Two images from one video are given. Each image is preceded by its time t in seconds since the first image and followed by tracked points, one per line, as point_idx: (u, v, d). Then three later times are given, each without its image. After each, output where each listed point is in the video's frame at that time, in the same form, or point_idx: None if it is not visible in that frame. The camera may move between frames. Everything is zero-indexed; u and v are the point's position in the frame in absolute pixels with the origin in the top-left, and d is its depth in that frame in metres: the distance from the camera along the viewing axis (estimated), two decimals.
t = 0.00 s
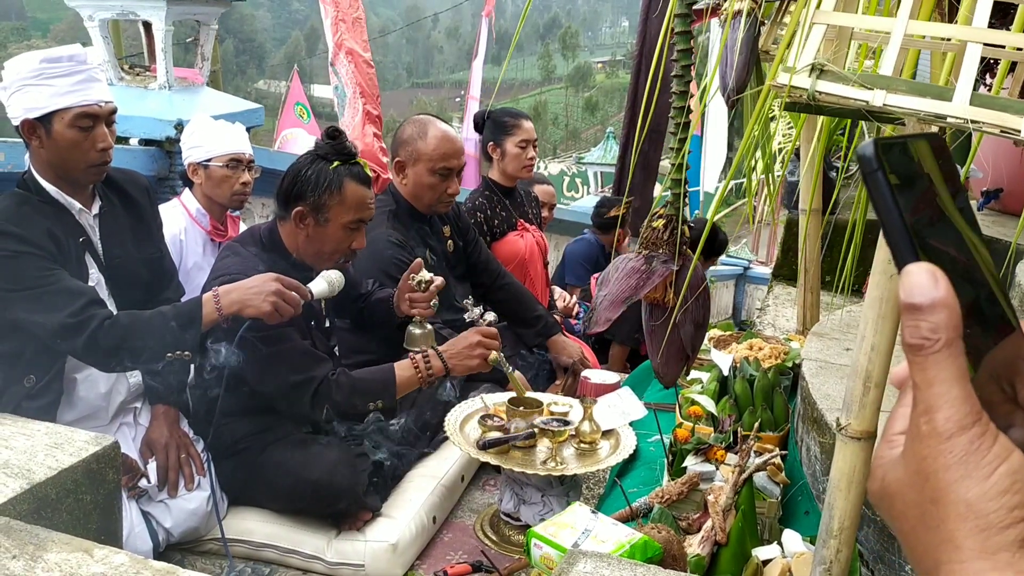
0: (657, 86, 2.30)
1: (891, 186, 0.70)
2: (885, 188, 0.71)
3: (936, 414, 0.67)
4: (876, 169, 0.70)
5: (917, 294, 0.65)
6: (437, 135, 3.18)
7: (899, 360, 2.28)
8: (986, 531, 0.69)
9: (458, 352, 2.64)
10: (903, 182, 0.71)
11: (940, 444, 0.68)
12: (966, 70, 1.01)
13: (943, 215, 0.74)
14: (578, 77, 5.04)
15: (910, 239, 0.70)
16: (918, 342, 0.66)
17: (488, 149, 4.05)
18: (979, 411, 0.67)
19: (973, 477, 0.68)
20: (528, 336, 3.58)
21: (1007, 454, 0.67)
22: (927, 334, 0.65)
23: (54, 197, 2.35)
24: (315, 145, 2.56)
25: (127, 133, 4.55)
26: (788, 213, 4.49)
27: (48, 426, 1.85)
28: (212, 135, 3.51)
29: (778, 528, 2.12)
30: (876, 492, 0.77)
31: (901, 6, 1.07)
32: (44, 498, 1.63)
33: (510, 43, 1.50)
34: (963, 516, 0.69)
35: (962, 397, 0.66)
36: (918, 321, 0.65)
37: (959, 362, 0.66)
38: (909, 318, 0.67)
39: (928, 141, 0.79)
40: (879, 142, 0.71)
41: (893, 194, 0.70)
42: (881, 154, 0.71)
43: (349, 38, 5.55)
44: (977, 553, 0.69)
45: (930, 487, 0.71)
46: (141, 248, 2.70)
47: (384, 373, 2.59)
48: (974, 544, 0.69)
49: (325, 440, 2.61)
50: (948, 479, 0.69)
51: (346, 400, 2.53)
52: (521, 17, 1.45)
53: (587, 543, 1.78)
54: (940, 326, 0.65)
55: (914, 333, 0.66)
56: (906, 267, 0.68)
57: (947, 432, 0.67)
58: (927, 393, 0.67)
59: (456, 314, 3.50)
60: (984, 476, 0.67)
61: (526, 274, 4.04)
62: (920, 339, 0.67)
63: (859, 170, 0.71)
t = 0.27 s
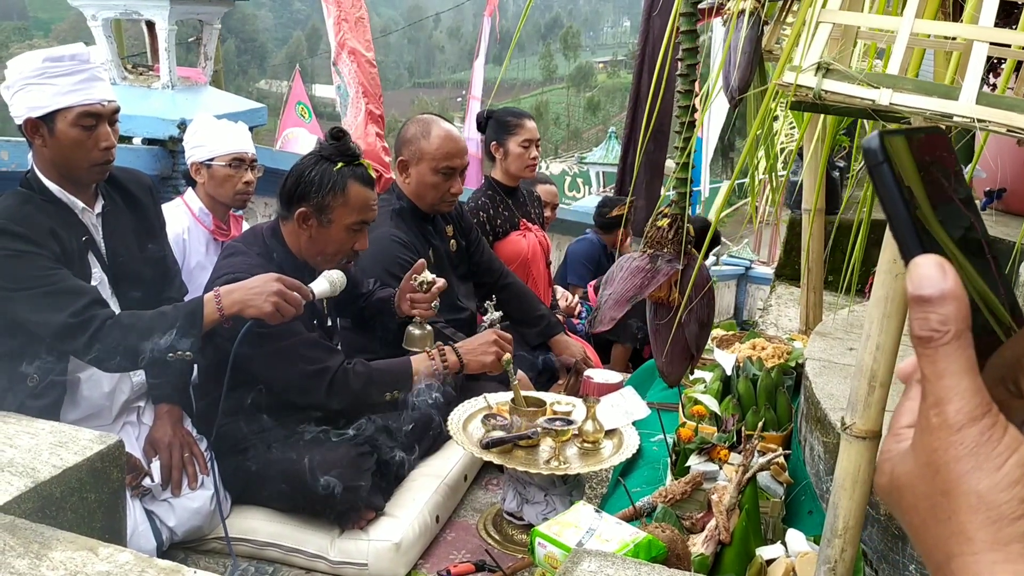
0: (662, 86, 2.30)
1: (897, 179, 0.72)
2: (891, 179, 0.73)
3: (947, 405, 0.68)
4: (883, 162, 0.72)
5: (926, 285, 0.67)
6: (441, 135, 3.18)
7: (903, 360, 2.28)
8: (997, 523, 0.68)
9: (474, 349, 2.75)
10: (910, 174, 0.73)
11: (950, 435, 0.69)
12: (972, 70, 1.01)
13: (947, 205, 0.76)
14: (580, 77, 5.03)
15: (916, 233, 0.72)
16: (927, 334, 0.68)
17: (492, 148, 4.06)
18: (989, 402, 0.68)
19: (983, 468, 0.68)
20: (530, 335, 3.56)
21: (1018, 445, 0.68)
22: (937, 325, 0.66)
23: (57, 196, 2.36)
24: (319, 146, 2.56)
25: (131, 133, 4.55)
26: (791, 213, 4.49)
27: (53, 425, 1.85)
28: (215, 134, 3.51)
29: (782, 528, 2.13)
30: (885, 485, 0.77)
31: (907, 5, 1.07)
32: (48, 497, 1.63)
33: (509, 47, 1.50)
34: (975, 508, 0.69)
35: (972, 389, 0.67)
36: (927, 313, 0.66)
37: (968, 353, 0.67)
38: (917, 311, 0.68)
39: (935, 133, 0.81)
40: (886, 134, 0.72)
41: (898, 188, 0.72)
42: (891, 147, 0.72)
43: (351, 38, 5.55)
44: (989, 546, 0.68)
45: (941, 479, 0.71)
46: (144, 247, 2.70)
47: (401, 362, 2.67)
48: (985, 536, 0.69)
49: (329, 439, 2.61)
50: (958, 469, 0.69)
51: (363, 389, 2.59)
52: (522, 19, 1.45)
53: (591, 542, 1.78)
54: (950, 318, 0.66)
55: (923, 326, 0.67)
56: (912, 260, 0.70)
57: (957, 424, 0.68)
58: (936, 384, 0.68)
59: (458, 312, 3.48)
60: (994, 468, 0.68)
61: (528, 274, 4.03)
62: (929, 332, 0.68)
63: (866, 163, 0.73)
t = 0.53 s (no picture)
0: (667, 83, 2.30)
1: (910, 174, 0.74)
2: (905, 176, 0.74)
3: (963, 406, 0.69)
4: (895, 159, 0.74)
5: (942, 284, 0.68)
6: (444, 133, 3.18)
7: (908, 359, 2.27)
8: (1014, 525, 0.68)
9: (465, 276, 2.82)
10: (924, 169, 0.74)
11: (966, 436, 0.69)
12: (980, 66, 1.01)
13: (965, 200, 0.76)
14: (581, 77, 5.03)
15: (930, 230, 0.73)
16: (942, 334, 0.68)
17: (494, 147, 4.06)
18: (1004, 404, 0.69)
19: (999, 470, 0.69)
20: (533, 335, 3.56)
21: None
22: (952, 325, 0.67)
23: (61, 193, 2.35)
24: (320, 144, 2.56)
25: (133, 131, 4.55)
26: (793, 212, 4.49)
27: (56, 422, 1.85)
28: (217, 132, 3.51)
29: (786, 527, 2.11)
30: (900, 485, 0.77)
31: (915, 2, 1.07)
32: (53, 494, 1.63)
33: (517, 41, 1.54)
34: (992, 510, 0.69)
35: (988, 389, 0.68)
36: (942, 313, 0.67)
37: (984, 353, 0.68)
38: (932, 311, 0.69)
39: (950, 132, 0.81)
40: (897, 133, 0.74)
41: (913, 184, 0.73)
42: (901, 147, 0.74)
43: (354, 36, 5.55)
44: (1006, 548, 0.68)
45: (958, 481, 0.71)
46: (147, 245, 2.70)
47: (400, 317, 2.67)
48: (1003, 538, 0.69)
49: (332, 437, 2.61)
50: (975, 471, 0.69)
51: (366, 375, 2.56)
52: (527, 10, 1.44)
53: (596, 540, 1.78)
54: (965, 318, 0.67)
55: (938, 326, 0.68)
56: (927, 259, 0.70)
57: (973, 424, 0.69)
58: (952, 385, 0.69)
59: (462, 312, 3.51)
60: (1010, 470, 0.68)
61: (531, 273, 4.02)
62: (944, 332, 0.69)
63: (879, 161, 0.75)
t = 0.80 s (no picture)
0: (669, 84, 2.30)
1: (916, 177, 0.71)
2: (911, 179, 0.72)
3: (972, 410, 0.69)
4: (902, 164, 0.72)
5: (950, 288, 0.68)
6: (446, 132, 3.18)
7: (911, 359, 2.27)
8: None
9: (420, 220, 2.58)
10: (931, 169, 0.72)
11: (975, 441, 0.70)
12: (986, 65, 1.01)
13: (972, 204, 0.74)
14: (582, 77, 5.03)
15: (936, 234, 0.70)
16: (951, 338, 0.68)
17: (496, 146, 4.05)
18: (1014, 407, 0.68)
19: (1010, 474, 0.69)
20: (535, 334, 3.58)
21: None
22: (960, 329, 0.67)
23: (62, 191, 2.35)
24: (322, 143, 2.55)
25: (135, 129, 4.55)
26: (795, 212, 4.48)
27: (58, 420, 1.85)
28: (219, 131, 3.51)
29: (788, 527, 2.10)
30: (909, 489, 0.78)
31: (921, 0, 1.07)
32: (54, 492, 1.62)
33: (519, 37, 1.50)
34: (1003, 515, 0.70)
35: (997, 393, 0.68)
36: (950, 317, 0.67)
37: (992, 356, 0.68)
38: (940, 315, 0.68)
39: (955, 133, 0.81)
40: (904, 136, 0.72)
41: (919, 189, 0.71)
42: (907, 149, 0.72)
43: (355, 35, 5.54)
44: (1018, 552, 0.69)
45: (968, 485, 0.72)
46: (149, 243, 2.70)
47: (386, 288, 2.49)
48: (1014, 542, 0.70)
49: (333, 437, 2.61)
50: (986, 475, 0.70)
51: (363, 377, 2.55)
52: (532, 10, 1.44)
53: (598, 540, 1.77)
54: (973, 322, 0.67)
55: (946, 330, 0.68)
56: (936, 263, 0.69)
57: (983, 428, 0.69)
58: (960, 388, 0.69)
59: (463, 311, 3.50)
60: (1020, 474, 0.69)
61: (532, 273, 4.02)
62: (953, 336, 0.68)
63: (884, 164, 0.73)
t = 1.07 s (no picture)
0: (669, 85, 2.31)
1: (932, 177, 0.78)
2: (927, 179, 0.79)
3: (990, 411, 0.73)
4: (920, 163, 0.78)
5: (967, 289, 0.70)
6: (448, 131, 3.16)
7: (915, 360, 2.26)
8: None
9: (433, 250, 2.63)
10: (944, 172, 0.79)
11: (992, 441, 0.74)
12: (993, 63, 1.00)
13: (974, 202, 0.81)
14: (583, 77, 5.02)
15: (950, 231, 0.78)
16: (969, 340, 0.71)
17: (497, 145, 4.04)
18: None
19: None
20: (539, 333, 3.59)
21: None
22: (979, 331, 0.70)
23: (65, 188, 2.35)
24: (323, 141, 2.54)
25: (136, 128, 4.55)
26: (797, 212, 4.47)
27: (60, 418, 1.85)
28: (220, 130, 3.51)
29: (791, 527, 2.10)
30: (924, 491, 0.83)
31: None
32: (56, 490, 1.62)
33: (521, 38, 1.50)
34: (1020, 513, 0.75)
35: (1015, 395, 0.72)
36: (969, 318, 0.70)
37: (1009, 358, 0.71)
38: (958, 316, 0.71)
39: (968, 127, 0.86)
40: (922, 136, 0.78)
41: (934, 188, 0.79)
42: (925, 147, 0.78)
43: (357, 34, 5.54)
44: None
45: (987, 486, 0.76)
46: (151, 242, 2.70)
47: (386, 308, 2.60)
48: None
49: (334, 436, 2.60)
50: (1003, 476, 0.74)
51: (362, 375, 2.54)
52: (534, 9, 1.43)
53: (601, 539, 1.77)
54: (991, 322, 0.69)
55: (964, 330, 0.71)
56: (955, 263, 0.71)
57: (1001, 430, 0.73)
58: (978, 390, 0.73)
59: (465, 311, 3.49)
60: None
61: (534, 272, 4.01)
62: (970, 337, 0.72)
63: (902, 162, 0.79)
